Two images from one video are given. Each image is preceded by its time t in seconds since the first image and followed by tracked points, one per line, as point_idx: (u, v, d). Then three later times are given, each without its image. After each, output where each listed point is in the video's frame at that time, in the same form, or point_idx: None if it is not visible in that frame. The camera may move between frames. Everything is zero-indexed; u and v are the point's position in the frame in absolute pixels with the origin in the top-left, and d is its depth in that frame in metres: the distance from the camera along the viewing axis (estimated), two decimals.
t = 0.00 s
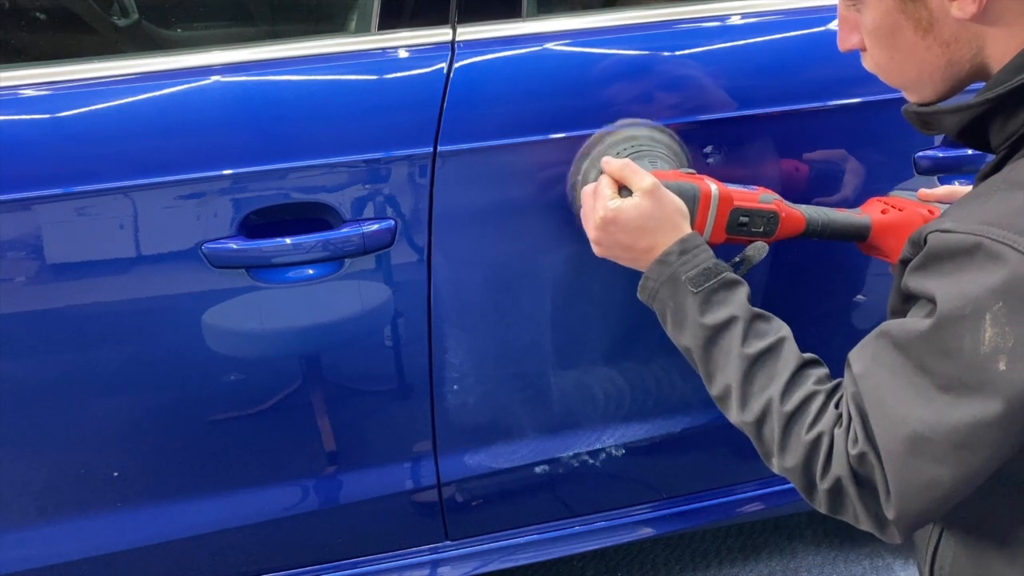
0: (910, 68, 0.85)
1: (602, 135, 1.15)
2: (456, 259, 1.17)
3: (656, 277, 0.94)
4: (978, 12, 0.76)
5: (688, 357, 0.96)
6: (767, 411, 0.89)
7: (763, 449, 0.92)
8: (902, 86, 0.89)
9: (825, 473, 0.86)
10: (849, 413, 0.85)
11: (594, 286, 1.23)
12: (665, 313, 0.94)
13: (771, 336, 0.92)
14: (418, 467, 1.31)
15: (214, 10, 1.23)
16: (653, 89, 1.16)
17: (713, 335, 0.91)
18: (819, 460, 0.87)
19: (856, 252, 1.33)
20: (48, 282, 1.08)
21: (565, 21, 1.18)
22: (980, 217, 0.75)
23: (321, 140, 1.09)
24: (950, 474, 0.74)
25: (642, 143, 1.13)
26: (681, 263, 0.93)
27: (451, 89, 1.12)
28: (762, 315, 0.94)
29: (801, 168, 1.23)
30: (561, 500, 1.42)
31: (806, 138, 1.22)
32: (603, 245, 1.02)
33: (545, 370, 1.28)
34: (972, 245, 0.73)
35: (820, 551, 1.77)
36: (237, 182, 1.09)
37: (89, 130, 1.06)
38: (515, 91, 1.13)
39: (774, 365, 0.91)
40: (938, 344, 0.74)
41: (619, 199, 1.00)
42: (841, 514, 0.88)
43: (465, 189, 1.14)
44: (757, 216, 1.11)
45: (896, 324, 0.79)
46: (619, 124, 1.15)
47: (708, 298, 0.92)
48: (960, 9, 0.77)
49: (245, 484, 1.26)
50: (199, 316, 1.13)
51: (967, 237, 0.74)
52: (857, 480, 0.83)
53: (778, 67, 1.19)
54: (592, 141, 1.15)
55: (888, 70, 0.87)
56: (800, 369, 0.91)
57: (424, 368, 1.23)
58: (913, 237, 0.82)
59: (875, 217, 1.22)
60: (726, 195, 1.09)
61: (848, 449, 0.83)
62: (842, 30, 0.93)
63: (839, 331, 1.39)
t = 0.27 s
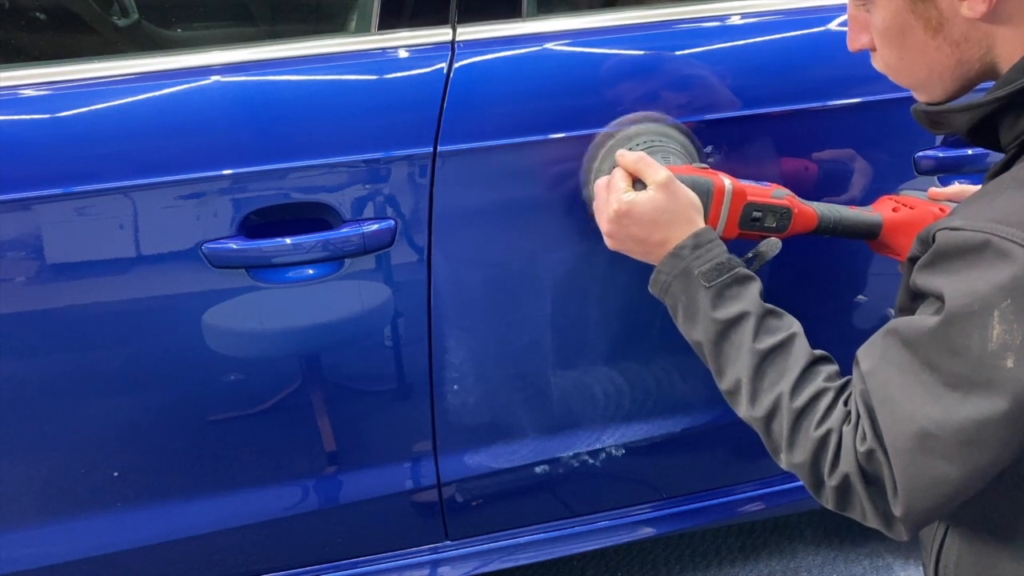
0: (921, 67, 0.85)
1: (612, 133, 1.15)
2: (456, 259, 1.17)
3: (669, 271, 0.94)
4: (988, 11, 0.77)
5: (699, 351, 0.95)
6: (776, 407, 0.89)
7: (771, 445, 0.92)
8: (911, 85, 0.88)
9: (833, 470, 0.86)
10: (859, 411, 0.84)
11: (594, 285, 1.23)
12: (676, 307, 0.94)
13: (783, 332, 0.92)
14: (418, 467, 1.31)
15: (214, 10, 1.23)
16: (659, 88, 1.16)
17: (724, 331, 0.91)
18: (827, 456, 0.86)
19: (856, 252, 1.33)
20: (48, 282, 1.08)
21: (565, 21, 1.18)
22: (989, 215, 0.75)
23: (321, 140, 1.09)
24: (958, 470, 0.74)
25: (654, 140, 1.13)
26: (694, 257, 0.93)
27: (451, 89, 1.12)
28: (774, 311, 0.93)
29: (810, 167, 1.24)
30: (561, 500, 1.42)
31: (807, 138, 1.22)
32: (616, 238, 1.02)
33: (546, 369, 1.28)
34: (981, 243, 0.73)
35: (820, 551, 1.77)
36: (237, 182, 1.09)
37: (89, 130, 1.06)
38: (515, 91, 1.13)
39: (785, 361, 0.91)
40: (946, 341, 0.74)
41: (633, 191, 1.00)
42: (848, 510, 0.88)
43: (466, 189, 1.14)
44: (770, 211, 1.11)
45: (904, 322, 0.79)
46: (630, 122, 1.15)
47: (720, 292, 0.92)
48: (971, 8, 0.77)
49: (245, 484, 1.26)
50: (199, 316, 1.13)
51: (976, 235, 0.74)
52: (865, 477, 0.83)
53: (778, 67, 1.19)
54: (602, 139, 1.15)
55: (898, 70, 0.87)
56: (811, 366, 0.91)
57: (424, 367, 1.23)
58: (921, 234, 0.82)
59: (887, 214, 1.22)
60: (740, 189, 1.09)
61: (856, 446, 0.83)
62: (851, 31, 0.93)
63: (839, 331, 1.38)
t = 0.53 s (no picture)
0: (926, 65, 0.84)
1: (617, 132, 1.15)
2: (456, 259, 1.17)
3: (676, 268, 0.94)
4: (995, 9, 0.77)
5: (705, 349, 0.96)
6: (781, 404, 0.89)
7: (776, 443, 0.92)
8: (916, 84, 0.88)
9: (838, 467, 0.86)
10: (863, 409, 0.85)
11: (594, 285, 1.23)
12: (683, 303, 0.94)
13: (789, 330, 0.92)
14: (418, 467, 1.31)
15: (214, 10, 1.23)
16: (662, 87, 1.16)
17: (731, 327, 0.91)
18: (832, 454, 0.87)
19: (856, 252, 1.33)
20: (48, 282, 1.08)
21: (566, 21, 1.19)
22: (993, 215, 0.75)
23: (321, 140, 1.09)
24: (962, 469, 0.74)
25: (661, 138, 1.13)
26: (702, 253, 0.93)
27: (451, 89, 1.12)
28: (781, 310, 0.94)
29: (815, 167, 1.24)
30: (561, 501, 1.42)
31: (806, 138, 1.22)
32: (623, 234, 1.02)
33: (546, 369, 1.28)
34: (985, 242, 0.73)
35: (820, 551, 1.77)
36: (237, 182, 1.09)
37: (89, 130, 1.06)
38: (515, 91, 1.13)
39: (791, 358, 0.91)
40: (951, 340, 0.74)
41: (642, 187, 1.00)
42: (852, 509, 0.88)
43: (466, 189, 1.14)
44: (777, 210, 1.11)
45: (909, 321, 0.79)
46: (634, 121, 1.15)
47: (727, 289, 0.92)
48: (978, 7, 0.77)
49: (245, 484, 1.26)
50: (199, 316, 1.13)
51: (981, 234, 0.74)
52: (870, 475, 0.83)
53: (779, 67, 1.19)
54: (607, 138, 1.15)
55: (903, 68, 0.87)
56: (817, 364, 0.91)
57: (424, 367, 1.23)
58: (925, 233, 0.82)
59: (893, 214, 1.22)
60: (748, 187, 1.09)
61: (861, 444, 0.83)
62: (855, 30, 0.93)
63: (839, 331, 1.39)
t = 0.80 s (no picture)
0: (931, 66, 0.85)
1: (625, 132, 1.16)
2: (456, 259, 1.17)
3: (685, 267, 0.94)
4: (1000, 10, 0.77)
5: (714, 348, 0.96)
6: (789, 404, 0.89)
7: (783, 442, 0.92)
8: (920, 84, 0.88)
9: (844, 468, 0.86)
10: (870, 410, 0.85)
11: (594, 285, 1.23)
12: (693, 303, 0.94)
13: (797, 330, 0.92)
14: (418, 467, 1.31)
15: (214, 11, 1.23)
16: (666, 87, 1.16)
17: (740, 327, 0.91)
18: (839, 455, 0.87)
19: (856, 252, 1.33)
20: (48, 282, 1.08)
21: (566, 22, 1.19)
22: (997, 215, 0.75)
23: (321, 140, 1.09)
24: (966, 469, 0.74)
25: (670, 137, 1.14)
26: (712, 254, 0.93)
27: (451, 89, 1.13)
28: (789, 310, 0.94)
29: (822, 167, 1.24)
30: (561, 501, 1.42)
31: (807, 138, 1.22)
32: (633, 233, 1.03)
33: (546, 369, 1.28)
34: (989, 242, 0.73)
35: (820, 551, 1.77)
36: (237, 182, 1.09)
37: (89, 130, 1.06)
38: (516, 91, 1.13)
39: (799, 359, 0.91)
40: (954, 340, 0.74)
41: (651, 187, 1.01)
42: (858, 509, 0.89)
43: (466, 189, 1.14)
44: (787, 209, 1.11)
45: (913, 321, 0.79)
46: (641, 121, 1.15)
47: (737, 289, 0.92)
48: (982, 8, 0.78)
49: (245, 484, 1.26)
50: (199, 316, 1.13)
51: (984, 234, 0.74)
52: (876, 475, 0.83)
53: (779, 67, 1.19)
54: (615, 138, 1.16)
55: (907, 69, 0.87)
56: (825, 364, 0.91)
57: (424, 368, 1.23)
58: (930, 233, 0.82)
59: (902, 213, 1.22)
60: (758, 187, 1.09)
61: (867, 444, 0.83)
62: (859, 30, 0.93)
63: (840, 331, 1.39)
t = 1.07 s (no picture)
0: (938, 64, 0.84)
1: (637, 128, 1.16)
2: (456, 259, 1.17)
3: (698, 259, 0.95)
4: (1008, 9, 0.76)
5: (725, 340, 0.96)
6: (797, 398, 0.90)
7: (791, 436, 0.93)
8: (927, 83, 0.88)
9: (850, 463, 0.86)
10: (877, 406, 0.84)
11: (594, 285, 1.23)
12: (705, 295, 0.95)
13: (808, 325, 0.92)
14: (418, 467, 1.31)
15: (214, 11, 1.23)
16: (670, 87, 1.16)
17: (751, 320, 0.92)
18: (845, 450, 0.87)
19: (857, 252, 1.33)
20: (48, 282, 1.08)
21: (566, 21, 1.19)
22: (1003, 212, 0.75)
23: (321, 140, 1.09)
24: (970, 465, 0.74)
25: (683, 130, 1.15)
26: (724, 246, 0.93)
27: (451, 89, 1.13)
28: (801, 304, 0.94)
29: (832, 164, 1.25)
30: (561, 501, 1.42)
31: (807, 138, 1.22)
32: (646, 224, 1.03)
33: (546, 369, 1.28)
34: (994, 238, 0.74)
35: (820, 551, 1.77)
36: (237, 182, 1.09)
37: (89, 130, 1.06)
38: (516, 91, 1.13)
39: (809, 353, 0.91)
40: (959, 336, 0.74)
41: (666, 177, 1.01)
42: (864, 505, 0.89)
43: (466, 189, 1.14)
44: (799, 203, 1.12)
45: (920, 317, 0.79)
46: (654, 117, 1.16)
47: (748, 283, 0.92)
48: (990, 6, 0.77)
49: (245, 484, 1.26)
50: (199, 316, 1.13)
51: (989, 230, 0.74)
52: (881, 471, 0.83)
53: (779, 67, 1.19)
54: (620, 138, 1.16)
55: (914, 67, 0.87)
56: (835, 360, 0.91)
57: (424, 368, 1.23)
58: (937, 230, 0.82)
59: (914, 209, 1.23)
60: (770, 180, 1.10)
61: (873, 441, 0.83)
62: (866, 28, 0.93)
63: (840, 331, 1.39)
